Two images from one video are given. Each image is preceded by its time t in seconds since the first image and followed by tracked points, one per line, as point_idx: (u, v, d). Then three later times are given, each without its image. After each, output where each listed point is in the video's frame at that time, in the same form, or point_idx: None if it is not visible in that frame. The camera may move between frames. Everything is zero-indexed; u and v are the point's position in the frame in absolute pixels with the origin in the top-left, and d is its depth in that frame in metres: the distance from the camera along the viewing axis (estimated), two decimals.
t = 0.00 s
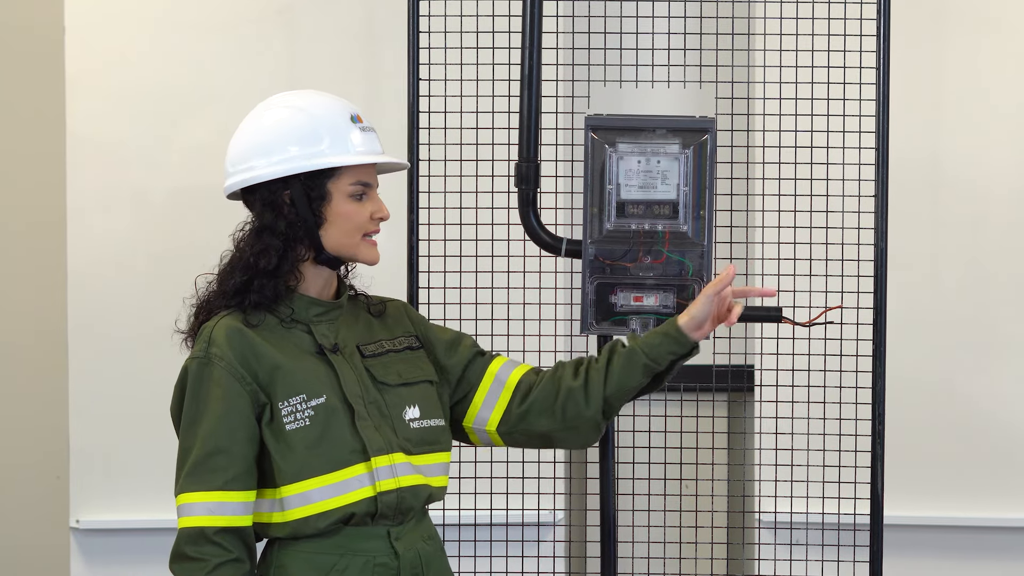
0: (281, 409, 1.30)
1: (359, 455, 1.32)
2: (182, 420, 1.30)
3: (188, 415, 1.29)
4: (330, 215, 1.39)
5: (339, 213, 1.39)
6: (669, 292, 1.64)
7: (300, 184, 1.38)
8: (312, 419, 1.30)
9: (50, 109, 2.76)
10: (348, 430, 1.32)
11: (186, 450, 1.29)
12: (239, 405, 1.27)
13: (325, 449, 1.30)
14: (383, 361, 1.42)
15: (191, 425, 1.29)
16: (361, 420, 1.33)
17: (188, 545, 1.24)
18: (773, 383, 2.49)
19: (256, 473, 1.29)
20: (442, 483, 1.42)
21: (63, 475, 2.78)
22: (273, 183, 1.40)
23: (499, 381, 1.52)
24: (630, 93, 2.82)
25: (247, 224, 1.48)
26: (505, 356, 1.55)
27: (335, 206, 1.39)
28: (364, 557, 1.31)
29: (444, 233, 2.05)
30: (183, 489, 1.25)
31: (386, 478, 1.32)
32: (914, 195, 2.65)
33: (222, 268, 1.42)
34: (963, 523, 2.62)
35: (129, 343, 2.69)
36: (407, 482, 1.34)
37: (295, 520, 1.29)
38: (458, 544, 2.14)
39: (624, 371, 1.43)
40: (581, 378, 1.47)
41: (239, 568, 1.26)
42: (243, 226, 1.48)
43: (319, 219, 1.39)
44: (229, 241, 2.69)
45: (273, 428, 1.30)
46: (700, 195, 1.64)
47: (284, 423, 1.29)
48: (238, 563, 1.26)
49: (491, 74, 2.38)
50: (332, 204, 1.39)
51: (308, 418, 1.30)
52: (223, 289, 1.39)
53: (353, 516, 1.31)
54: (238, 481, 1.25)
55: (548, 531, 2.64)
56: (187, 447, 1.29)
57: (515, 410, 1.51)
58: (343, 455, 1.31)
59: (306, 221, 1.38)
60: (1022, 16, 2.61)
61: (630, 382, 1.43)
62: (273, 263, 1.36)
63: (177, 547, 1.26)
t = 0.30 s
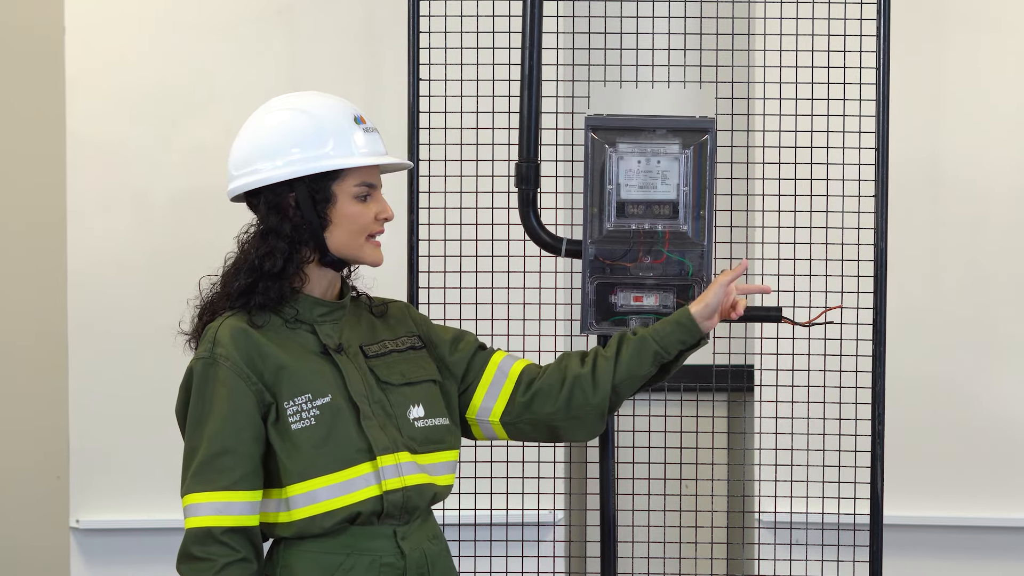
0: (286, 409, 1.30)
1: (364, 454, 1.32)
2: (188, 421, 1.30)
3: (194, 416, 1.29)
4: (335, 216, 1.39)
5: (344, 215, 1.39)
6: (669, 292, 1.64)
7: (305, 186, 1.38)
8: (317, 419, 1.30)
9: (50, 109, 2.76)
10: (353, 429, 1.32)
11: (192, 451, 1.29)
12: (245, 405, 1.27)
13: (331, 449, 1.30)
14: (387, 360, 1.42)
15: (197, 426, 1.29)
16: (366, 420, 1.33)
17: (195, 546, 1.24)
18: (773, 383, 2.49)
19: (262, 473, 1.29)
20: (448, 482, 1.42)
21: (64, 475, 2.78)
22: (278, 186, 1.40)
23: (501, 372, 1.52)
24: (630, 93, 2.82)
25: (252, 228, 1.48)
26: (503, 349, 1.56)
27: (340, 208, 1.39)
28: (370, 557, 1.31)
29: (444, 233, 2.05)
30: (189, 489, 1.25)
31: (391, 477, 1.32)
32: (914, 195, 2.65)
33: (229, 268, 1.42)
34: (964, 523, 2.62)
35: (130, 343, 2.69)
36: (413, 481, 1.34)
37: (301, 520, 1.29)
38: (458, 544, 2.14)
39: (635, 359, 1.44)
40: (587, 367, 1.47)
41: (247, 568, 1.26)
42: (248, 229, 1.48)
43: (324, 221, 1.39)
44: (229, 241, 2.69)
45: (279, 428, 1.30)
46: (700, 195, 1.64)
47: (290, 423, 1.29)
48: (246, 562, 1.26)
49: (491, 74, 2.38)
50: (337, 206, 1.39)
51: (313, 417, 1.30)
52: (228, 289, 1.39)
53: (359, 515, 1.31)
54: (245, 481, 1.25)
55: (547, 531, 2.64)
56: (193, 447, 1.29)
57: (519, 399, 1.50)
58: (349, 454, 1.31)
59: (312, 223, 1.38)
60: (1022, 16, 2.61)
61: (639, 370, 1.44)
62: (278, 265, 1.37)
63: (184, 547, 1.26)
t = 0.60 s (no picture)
0: (286, 408, 1.30)
1: (365, 454, 1.32)
2: (188, 420, 1.30)
3: (194, 415, 1.29)
4: (339, 216, 1.39)
5: (347, 214, 1.39)
6: (669, 292, 1.65)
7: (308, 186, 1.38)
8: (318, 419, 1.30)
9: (50, 109, 2.75)
10: (353, 429, 1.32)
11: (193, 450, 1.29)
12: (245, 405, 1.27)
13: (331, 449, 1.30)
14: (387, 361, 1.42)
15: (197, 425, 1.29)
16: (367, 420, 1.33)
17: (196, 545, 1.24)
18: (773, 383, 2.49)
19: (262, 473, 1.29)
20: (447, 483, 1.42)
21: (64, 475, 2.78)
22: (280, 186, 1.40)
23: (499, 380, 1.52)
24: (630, 93, 2.82)
25: (253, 228, 1.48)
26: (503, 357, 1.55)
27: (344, 208, 1.39)
28: (369, 556, 1.31)
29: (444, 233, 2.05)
30: (190, 489, 1.25)
31: (392, 477, 1.32)
32: (914, 195, 2.65)
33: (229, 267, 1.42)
34: (963, 523, 2.62)
35: (130, 343, 2.69)
36: (413, 482, 1.34)
37: (302, 520, 1.29)
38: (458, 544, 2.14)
39: (627, 366, 1.44)
40: (580, 376, 1.47)
41: (247, 567, 1.26)
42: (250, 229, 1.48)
43: (327, 221, 1.39)
44: (229, 241, 2.69)
45: (279, 427, 1.30)
46: (700, 195, 1.64)
47: (290, 423, 1.29)
48: (246, 562, 1.26)
49: (491, 74, 2.38)
50: (341, 205, 1.39)
51: (314, 417, 1.30)
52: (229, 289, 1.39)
53: (359, 515, 1.31)
54: (245, 481, 1.25)
55: (548, 531, 2.64)
56: (194, 447, 1.29)
57: (515, 406, 1.50)
58: (349, 454, 1.31)
59: (315, 224, 1.38)
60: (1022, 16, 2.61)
61: (631, 377, 1.44)
62: (280, 266, 1.36)
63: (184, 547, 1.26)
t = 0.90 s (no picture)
0: (295, 407, 1.29)
1: (371, 455, 1.32)
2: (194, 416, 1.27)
3: (200, 412, 1.26)
4: (344, 210, 1.39)
5: (352, 209, 1.39)
6: (668, 292, 1.65)
7: (310, 180, 1.38)
8: (327, 419, 1.30)
9: (50, 109, 2.75)
10: (361, 430, 1.32)
11: (197, 448, 1.27)
12: (256, 403, 1.26)
13: (339, 449, 1.30)
14: (388, 361, 1.43)
15: (203, 422, 1.27)
16: (374, 421, 1.33)
17: (202, 545, 1.23)
18: (773, 382, 2.49)
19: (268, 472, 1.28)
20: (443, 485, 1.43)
21: (64, 475, 2.78)
22: (282, 180, 1.39)
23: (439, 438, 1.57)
24: (630, 93, 2.82)
25: (254, 227, 1.47)
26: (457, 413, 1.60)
27: (348, 202, 1.40)
28: (374, 555, 1.31)
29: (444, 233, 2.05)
30: (198, 487, 1.23)
31: (398, 478, 1.33)
32: (914, 195, 2.65)
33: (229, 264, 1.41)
34: (963, 523, 2.62)
35: (130, 343, 2.69)
36: (418, 482, 1.35)
37: (308, 520, 1.29)
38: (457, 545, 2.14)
39: (484, 417, 1.48)
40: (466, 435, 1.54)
41: (253, 567, 1.25)
42: (250, 229, 1.48)
43: (331, 215, 1.38)
44: (229, 241, 2.69)
45: (287, 426, 1.29)
46: (700, 195, 1.64)
47: (299, 422, 1.29)
48: (251, 561, 1.26)
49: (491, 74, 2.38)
50: (344, 199, 1.40)
51: (322, 417, 1.30)
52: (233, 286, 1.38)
53: (365, 516, 1.31)
54: (254, 481, 1.25)
55: (548, 531, 2.64)
56: (199, 444, 1.27)
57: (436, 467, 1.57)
58: (356, 454, 1.31)
59: (320, 218, 1.37)
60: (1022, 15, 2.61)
61: (494, 425, 1.48)
62: (288, 261, 1.35)
63: (188, 546, 1.24)
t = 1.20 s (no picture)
0: (320, 405, 1.27)
1: (388, 450, 1.33)
2: (222, 416, 1.20)
3: (231, 413, 1.20)
4: (337, 205, 1.39)
5: (345, 204, 1.39)
6: (668, 292, 1.65)
7: (302, 176, 1.36)
8: (349, 416, 1.29)
9: (50, 109, 2.75)
10: (377, 425, 1.33)
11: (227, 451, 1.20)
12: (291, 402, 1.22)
13: (359, 445, 1.30)
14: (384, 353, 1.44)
15: (233, 423, 1.20)
16: (389, 415, 1.34)
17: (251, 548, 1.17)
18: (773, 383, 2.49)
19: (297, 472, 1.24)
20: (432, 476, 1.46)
21: (64, 475, 2.78)
22: (275, 176, 1.36)
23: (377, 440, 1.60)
24: (630, 93, 2.82)
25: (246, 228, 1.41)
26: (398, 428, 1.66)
27: (341, 197, 1.39)
28: (388, 554, 1.30)
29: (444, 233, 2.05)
30: (239, 490, 1.18)
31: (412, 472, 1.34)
32: (914, 195, 2.65)
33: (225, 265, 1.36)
34: (963, 523, 2.62)
35: (130, 343, 2.69)
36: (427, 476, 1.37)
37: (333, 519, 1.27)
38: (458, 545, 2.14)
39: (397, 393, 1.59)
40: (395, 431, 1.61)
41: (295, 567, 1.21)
42: (239, 230, 1.44)
43: (324, 211, 1.37)
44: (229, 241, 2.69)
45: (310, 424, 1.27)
46: (701, 195, 1.64)
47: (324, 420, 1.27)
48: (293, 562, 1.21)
49: (491, 74, 2.38)
50: (337, 195, 1.39)
51: (345, 415, 1.29)
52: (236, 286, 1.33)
53: (381, 512, 1.31)
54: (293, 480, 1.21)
55: (547, 531, 2.64)
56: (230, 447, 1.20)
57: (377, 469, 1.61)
58: (374, 450, 1.31)
59: (314, 213, 1.35)
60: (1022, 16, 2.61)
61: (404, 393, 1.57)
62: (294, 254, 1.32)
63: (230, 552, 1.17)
